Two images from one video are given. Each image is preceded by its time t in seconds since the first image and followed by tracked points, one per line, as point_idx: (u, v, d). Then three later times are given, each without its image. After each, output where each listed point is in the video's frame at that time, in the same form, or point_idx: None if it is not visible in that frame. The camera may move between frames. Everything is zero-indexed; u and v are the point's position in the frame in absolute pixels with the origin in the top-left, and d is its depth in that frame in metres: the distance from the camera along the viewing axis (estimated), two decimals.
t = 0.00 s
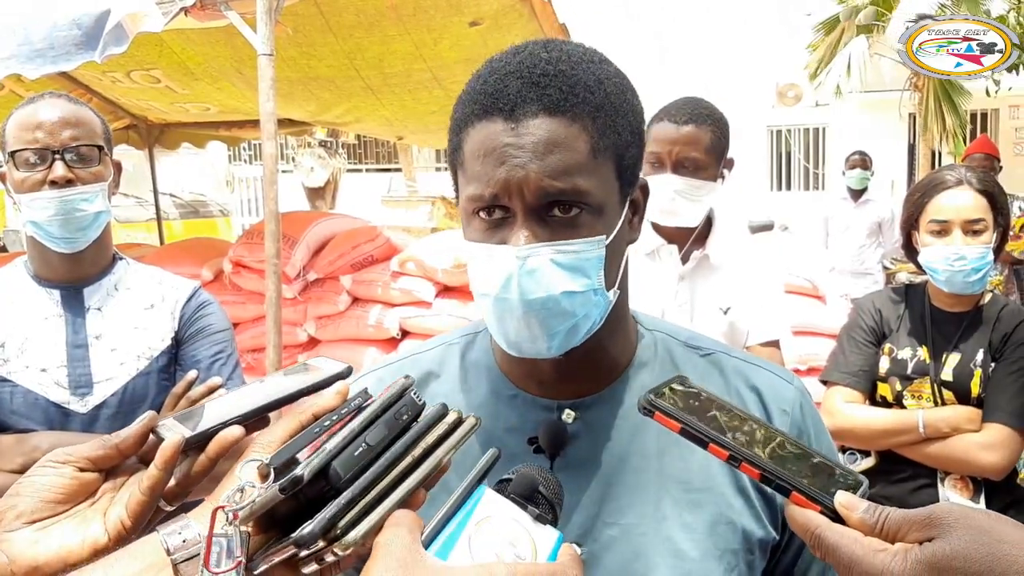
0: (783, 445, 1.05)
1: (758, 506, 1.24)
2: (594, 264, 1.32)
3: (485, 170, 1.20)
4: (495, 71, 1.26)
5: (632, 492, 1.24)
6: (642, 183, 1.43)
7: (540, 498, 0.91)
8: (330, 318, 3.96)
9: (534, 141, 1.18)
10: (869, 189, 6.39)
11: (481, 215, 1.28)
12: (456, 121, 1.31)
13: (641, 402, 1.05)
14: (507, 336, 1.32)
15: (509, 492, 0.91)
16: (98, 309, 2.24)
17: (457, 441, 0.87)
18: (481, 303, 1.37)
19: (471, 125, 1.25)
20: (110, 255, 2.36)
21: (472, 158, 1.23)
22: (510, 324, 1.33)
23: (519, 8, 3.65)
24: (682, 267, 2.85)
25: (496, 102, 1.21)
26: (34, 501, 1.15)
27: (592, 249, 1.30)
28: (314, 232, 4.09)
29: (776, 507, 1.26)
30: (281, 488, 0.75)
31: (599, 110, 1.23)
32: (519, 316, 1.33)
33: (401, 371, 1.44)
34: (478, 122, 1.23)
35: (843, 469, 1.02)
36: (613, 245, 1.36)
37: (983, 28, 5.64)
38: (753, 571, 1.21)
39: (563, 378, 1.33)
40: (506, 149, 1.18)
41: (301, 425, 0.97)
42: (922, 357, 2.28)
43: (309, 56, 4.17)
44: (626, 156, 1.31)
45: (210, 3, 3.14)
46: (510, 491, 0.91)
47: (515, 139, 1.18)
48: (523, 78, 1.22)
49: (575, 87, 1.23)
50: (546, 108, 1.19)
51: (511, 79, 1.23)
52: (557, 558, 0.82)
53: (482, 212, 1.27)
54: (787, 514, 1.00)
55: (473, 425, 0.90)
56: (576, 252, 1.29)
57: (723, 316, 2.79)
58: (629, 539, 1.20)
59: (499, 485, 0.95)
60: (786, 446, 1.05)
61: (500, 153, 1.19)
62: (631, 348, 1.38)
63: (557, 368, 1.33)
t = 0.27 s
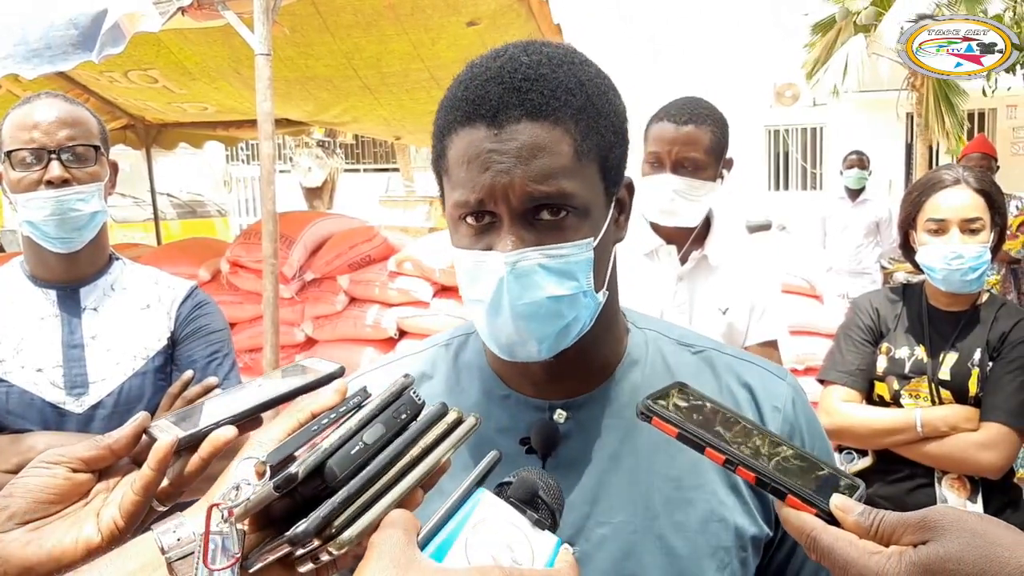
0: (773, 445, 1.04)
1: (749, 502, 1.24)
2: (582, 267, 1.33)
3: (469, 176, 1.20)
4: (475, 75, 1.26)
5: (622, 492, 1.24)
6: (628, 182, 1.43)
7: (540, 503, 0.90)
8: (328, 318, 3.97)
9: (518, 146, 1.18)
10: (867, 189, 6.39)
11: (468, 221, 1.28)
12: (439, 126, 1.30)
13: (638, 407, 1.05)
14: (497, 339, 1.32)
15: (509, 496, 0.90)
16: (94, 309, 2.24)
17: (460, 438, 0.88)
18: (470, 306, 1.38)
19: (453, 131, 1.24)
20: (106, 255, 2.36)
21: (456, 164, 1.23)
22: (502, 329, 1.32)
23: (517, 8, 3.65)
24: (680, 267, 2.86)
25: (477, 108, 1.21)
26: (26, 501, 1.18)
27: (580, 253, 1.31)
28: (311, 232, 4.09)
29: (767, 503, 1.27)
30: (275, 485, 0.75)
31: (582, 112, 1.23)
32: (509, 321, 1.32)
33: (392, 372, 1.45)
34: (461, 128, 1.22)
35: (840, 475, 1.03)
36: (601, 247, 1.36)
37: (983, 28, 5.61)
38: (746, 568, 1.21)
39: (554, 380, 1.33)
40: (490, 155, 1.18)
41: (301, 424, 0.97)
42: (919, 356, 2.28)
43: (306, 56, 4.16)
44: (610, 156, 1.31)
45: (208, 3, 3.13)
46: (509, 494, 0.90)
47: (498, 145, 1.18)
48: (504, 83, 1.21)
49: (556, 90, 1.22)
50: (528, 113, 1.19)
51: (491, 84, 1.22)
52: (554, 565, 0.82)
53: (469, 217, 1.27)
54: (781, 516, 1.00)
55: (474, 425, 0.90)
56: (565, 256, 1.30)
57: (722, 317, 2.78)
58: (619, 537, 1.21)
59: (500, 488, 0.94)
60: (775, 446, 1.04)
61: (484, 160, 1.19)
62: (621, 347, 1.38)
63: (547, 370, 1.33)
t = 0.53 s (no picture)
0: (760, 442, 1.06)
1: (745, 501, 1.24)
2: (573, 268, 1.32)
3: (461, 176, 1.21)
4: (467, 78, 1.26)
5: (616, 488, 1.24)
6: (621, 181, 1.43)
7: (538, 499, 0.90)
8: (325, 318, 3.97)
9: (508, 146, 1.18)
10: (864, 189, 6.40)
11: (461, 220, 1.28)
12: (432, 129, 1.31)
13: (631, 408, 1.05)
14: (489, 339, 1.33)
15: (505, 493, 0.89)
16: (92, 309, 2.23)
17: (458, 428, 0.88)
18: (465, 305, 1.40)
19: (445, 133, 1.25)
20: (103, 255, 2.35)
21: (448, 166, 1.24)
22: (493, 327, 1.34)
23: (515, 8, 3.66)
24: (678, 267, 2.86)
25: (468, 109, 1.21)
26: (20, 503, 1.21)
27: (570, 252, 1.30)
28: (309, 233, 4.08)
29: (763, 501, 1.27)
30: (269, 477, 0.76)
31: (572, 112, 1.23)
32: (500, 319, 1.34)
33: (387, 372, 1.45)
34: (452, 129, 1.23)
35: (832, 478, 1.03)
36: (592, 246, 1.36)
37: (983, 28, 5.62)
38: (741, 565, 1.22)
39: (549, 376, 1.33)
40: (481, 155, 1.18)
41: (297, 419, 1.00)
42: (916, 356, 2.28)
43: (304, 56, 4.16)
44: (601, 156, 1.31)
45: (205, 3, 3.13)
46: (507, 491, 0.89)
47: (488, 146, 1.18)
48: (495, 84, 1.22)
49: (547, 90, 1.22)
50: (519, 114, 1.19)
51: (483, 85, 1.22)
52: (551, 562, 0.80)
53: (462, 217, 1.27)
54: (774, 515, 1.00)
55: (471, 417, 0.89)
56: (555, 256, 1.30)
57: (720, 317, 2.78)
58: (612, 534, 1.21)
59: (495, 484, 0.93)
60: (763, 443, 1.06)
61: (475, 160, 1.19)
62: (615, 344, 1.38)
63: (541, 367, 1.33)
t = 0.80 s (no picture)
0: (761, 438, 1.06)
1: (740, 501, 1.24)
2: (544, 250, 1.32)
3: (438, 158, 1.24)
4: (453, 68, 1.30)
5: (610, 487, 1.24)
6: (614, 176, 1.41)
7: (538, 491, 0.90)
8: (324, 318, 3.97)
9: (480, 127, 1.20)
10: (862, 189, 6.41)
11: (444, 202, 1.32)
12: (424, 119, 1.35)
13: (630, 403, 1.04)
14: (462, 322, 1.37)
15: (506, 484, 0.89)
16: (90, 310, 2.23)
17: (462, 424, 0.88)
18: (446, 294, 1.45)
19: (429, 120, 1.29)
20: (101, 256, 2.35)
21: (430, 149, 1.27)
22: (464, 309, 1.37)
23: (513, 8, 3.66)
24: (676, 266, 2.87)
25: (449, 94, 1.25)
26: (19, 503, 1.22)
27: (542, 234, 1.30)
28: (307, 233, 4.08)
29: (760, 500, 1.26)
30: (269, 471, 0.75)
31: (548, 98, 1.24)
32: (472, 301, 1.38)
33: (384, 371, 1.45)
34: (435, 115, 1.27)
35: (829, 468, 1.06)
36: (572, 230, 1.35)
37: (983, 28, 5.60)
38: (735, 564, 1.23)
39: (542, 370, 1.34)
40: (455, 135, 1.21)
41: (303, 415, 0.99)
42: (915, 356, 2.29)
43: (301, 56, 4.16)
44: (581, 145, 1.30)
45: (202, 3, 3.13)
46: (506, 483, 0.89)
47: (461, 127, 1.21)
48: (474, 70, 1.25)
49: (524, 77, 1.24)
50: (493, 97, 1.21)
51: (464, 72, 1.26)
52: (553, 549, 0.82)
53: (444, 200, 1.31)
54: (773, 510, 0.99)
55: (474, 414, 0.90)
56: (522, 236, 1.30)
57: (718, 316, 2.79)
58: (606, 532, 1.21)
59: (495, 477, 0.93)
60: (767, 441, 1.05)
61: (449, 140, 1.22)
62: (614, 341, 1.38)
63: (535, 358, 1.34)
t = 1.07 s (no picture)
0: (754, 432, 1.10)
1: (734, 501, 1.25)
2: (514, 261, 1.31)
3: (402, 177, 1.26)
4: (416, 85, 1.31)
5: (603, 487, 1.25)
6: (589, 178, 1.38)
7: (535, 498, 0.88)
8: (323, 318, 3.97)
9: (439, 144, 1.21)
10: (861, 189, 6.42)
11: (415, 219, 1.33)
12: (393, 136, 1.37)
13: (625, 407, 1.08)
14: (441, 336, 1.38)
15: (503, 492, 0.87)
16: (90, 311, 2.23)
17: (460, 436, 0.90)
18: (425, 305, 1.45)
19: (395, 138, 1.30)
20: (102, 257, 2.35)
21: (396, 168, 1.29)
22: (442, 324, 1.39)
23: (512, 8, 3.66)
24: (676, 265, 2.87)
25: (410, 113, 1.26)
26: (19, 497, 1.22)
27: (509, 247, 1.29)
28: (307, 233, 4.07)
29: (754, 499, 1.26)
30: (265, 486, 0.76)
31: (508, 108, 1.23)
32: (448, 316, 1.39)
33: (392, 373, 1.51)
34: (399, 134, 1.28)
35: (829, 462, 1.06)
36: (542, 238, 1.32)
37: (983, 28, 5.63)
38: (730, 564, 1.22)
39: (531, 371, 1.35)
40: (416, 154, 1.22)
41: (304, 429, 1.01)
42: (914, 356, 2.29)
43: (300, 56, 4.16)
44: (547, 152, 1.28)
45: (202, 4, 3.13)
46: (504, 491, 0.87)
47: (421, 146, 1.22)
48: (433, 87, 1.26)
49: (482, 89, 1.24)
50: (451, 112, 1.22)
51: (425, 89, 1.27)
52: (549, 560, 0.79)
53: (413, 217, 1.32)
54: (770, 508, 1.00)
55: (474, 424, 0.93)
56: (490, 251, 1.28)
57: (718, 315, 2.78)
58: (600, 531, 1.21)
59: (494, 485, 0.92)
60: (762, 434, 1.10)
61: (411, 160, 1.23)
62: (608, 341, 1.38)
63: (524, 361, 1.35)
